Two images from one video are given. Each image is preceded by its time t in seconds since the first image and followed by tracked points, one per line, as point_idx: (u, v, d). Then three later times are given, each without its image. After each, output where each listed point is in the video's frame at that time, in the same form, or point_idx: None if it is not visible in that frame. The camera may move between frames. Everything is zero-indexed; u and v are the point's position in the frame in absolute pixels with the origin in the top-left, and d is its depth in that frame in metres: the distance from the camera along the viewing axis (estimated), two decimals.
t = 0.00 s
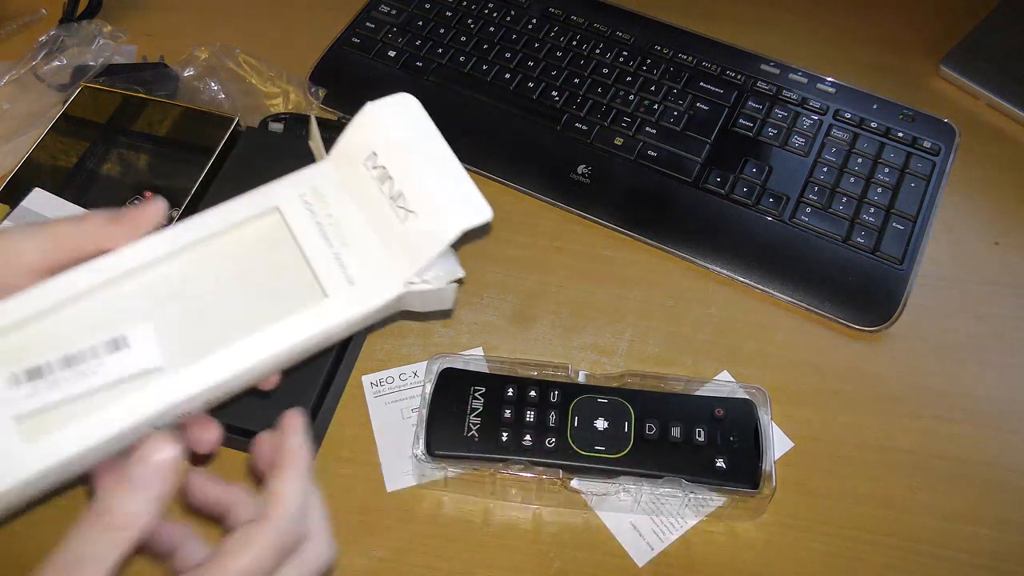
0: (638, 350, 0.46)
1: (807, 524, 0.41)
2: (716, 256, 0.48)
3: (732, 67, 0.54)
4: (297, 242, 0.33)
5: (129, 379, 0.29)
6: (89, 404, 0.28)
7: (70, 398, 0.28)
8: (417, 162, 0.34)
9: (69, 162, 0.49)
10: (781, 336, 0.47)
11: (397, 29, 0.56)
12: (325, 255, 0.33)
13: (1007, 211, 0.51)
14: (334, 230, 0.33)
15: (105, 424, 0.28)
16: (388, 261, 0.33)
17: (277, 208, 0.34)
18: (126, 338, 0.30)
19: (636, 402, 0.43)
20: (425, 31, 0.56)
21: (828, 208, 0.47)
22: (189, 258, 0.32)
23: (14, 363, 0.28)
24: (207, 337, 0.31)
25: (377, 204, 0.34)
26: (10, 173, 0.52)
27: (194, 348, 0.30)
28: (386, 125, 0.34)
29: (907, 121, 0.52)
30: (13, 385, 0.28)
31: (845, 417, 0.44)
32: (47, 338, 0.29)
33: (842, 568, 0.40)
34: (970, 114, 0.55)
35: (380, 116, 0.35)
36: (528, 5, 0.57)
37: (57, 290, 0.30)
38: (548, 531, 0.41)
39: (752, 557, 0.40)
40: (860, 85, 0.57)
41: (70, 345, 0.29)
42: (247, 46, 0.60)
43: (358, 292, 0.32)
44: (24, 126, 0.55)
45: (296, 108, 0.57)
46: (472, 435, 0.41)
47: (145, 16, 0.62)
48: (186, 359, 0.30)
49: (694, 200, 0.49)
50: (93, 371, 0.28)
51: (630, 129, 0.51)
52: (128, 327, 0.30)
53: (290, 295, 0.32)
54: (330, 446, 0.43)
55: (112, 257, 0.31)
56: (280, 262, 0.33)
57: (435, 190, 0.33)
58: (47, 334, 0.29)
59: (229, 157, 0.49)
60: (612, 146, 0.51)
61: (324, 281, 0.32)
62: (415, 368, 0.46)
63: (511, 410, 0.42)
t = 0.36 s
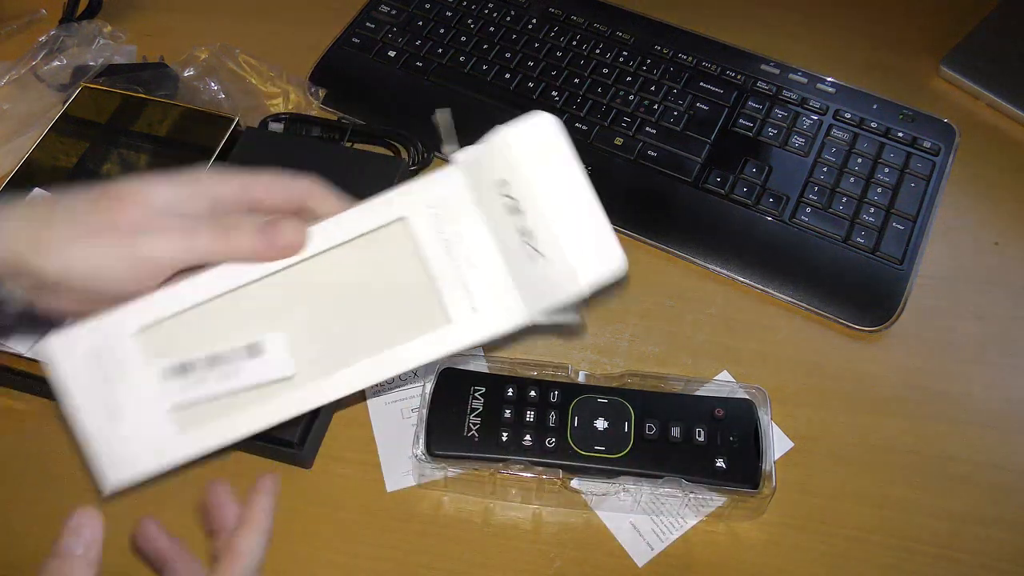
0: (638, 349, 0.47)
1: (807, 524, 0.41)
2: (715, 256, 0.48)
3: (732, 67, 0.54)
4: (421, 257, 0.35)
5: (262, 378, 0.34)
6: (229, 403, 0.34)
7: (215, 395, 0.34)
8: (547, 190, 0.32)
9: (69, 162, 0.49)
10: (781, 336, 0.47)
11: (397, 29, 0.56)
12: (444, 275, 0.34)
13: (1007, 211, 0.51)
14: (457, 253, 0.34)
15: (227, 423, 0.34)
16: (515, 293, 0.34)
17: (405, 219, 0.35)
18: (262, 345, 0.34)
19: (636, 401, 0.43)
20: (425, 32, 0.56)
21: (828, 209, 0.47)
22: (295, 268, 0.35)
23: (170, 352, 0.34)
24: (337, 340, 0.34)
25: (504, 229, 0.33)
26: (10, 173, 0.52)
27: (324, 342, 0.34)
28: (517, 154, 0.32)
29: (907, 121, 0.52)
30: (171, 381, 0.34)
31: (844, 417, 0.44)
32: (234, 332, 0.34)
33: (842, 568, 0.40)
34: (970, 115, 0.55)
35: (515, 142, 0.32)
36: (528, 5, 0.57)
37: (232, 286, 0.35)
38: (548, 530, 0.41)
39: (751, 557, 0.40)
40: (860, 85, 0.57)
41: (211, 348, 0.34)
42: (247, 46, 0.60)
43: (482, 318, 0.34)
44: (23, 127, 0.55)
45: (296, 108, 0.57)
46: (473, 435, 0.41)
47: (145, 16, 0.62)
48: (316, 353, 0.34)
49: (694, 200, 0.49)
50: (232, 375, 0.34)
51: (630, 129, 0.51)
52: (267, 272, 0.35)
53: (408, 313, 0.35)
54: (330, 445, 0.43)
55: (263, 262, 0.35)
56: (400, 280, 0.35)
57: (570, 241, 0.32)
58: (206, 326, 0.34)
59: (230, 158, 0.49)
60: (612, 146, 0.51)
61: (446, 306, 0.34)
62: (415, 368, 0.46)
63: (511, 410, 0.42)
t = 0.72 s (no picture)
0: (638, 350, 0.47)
1: (806, 524, 0.41)
2: (716, 257, 0.48)
3: (732, 67, 0.54)
4: (524, 283, 0.36)
5: (338, 301, 0.37)
6: (297, 299, 0.37)
7: (292, 287, 0.37)
8: (660, 313, 0.34)
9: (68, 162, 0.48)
10: (782, 337, 0.47)
11: (397, 29, 0.56)
12: (536, 312, 0.36)
13: (1006, 211, 0.51)
14: (554, 297, 0.36)
15: (300, 320, 0.37)
16: (582, 356, 0.36)
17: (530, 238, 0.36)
18: (353, 270, 0.36)
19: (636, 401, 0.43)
20: (425, 31, 0.56)
21: (828, 209, 0.47)
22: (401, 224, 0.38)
23: (275, 232, 0.37)
24: (412, 316, 0.37)
25: (601, 314, 0.35)
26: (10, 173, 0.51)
27: (396, 322, 0.37)
28: (653, 260, 0.35)
29: (907, 121, 0.52)
30: (263, 253, 0.37)
31: (845, 417, 0.44)
32: (327, 239, 0.37)
33: (842, 568, 0.40)
34: (970, 114, 0.55)
35: (657, 248, 0.35)
36: (528, 5, 0.57)
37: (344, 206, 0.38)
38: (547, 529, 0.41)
39: (751, 557, 0.40)
40: (860, 85, 0.57)
41: (311, 248, 0.37)
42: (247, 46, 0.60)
43: (534, 357, 0.36)
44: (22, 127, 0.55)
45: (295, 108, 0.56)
46: (473, 435, 0.41)
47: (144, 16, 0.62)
48: (392, 323, 0.37)
49: (694, 200, 0.49)
50: (315, 280, 0.36)
51: (630, 129, 0.51)
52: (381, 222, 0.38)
53: (480, 326, 0.36)
54: (330, 445, 0.43)
55: (377, 202, 0.38)
56: (492, 290, 0.36)
57: (652, 360, 0.35)
58: (308, 225, 0.37)
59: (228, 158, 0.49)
60: (613, 146, 0.51)
61: (521, 330, 0.36)
62: (416, 369, 0.46)
63: (511, 410, 0.42)
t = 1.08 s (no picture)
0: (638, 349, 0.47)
1: (807, 524, 0.41)
2: (715, 256, 0.48)
3: (732, 67, 0.54)
4: (515, 258, 0.36)
5: (331, 275, 0.37)
6: (299, 272, 0.38)
7: (295, 261, 0.38)
8: (648, 297, 0.32)
9: (68, 162, 0.48)
10: (781, 336, 0.47)
11: (397, 29, 0.56)
12: (527, 284, 0.35)
13: (1006, 211, 0.51)
14: (545, 268, 0.35)
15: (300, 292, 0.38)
16: (570, 330, 0.35)
17: (521, 214, 0.36)
18: (351, 244, 0.37)
19: (636, 402, 0.43)
20: (425, 31, 0.56)
21: (828, 209, 0.47)
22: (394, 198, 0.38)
23: (275, 208, 0.38)
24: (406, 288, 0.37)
25: (590, 285, 0.34)
26: (11, 172, 0.51)
27: (393, 294, 0.37)
28: (641, 237, 0.32)
29: (907, 121, 0.52)
30: (263, 228, 0.38)
31: (845, 417, 0.44)
32: (325, 216, 0.37)
33: (842, 568, 0.40)
34: (970, 115, 0.55)
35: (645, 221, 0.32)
36: (528, 5, 0.57)
37: (342, 183, 0.38)
38: (546, 529, 0.41)
39: (751, 557, 0.40)
40: (860, 85, 0.57)
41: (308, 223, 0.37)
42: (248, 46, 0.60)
43: (523, 331, 0.35)
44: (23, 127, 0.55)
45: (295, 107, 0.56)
46: (473, 435, 0.41)
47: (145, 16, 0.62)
48: (391, 295, 0.37)
49: (693, 200, 0.49)
50: (313, 253, 0.37)
51: (630, 129, 0.51)
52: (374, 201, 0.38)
53: (470, 297, 0.36)
54: (329, 445, 0.43)
55: (377, 179, 0.38)
56: (484, 269, 0.36)
57: (638, 333, 0.32)
58: (303, 202, 0.38)
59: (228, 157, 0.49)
60: (613, 146, 0.51)
61: (512, 304, 0.36)
62: (415, 368, 0.46)
63: (511, 410, 0.42)
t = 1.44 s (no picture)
0: (639, 349, 0.47)
1: (807, 524, 0.41)
2: (715, 256, 0.48)
3: (732, 67, 0.54)
4: (422, 70, 0.31)
5: (268, 99, 0.32)
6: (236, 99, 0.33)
7: (234, 88, 0.32)
8: (547, 100, 0.30)
9: (68, 162, 0.48)
10: (781, 336, 0.47)
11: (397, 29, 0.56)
12: (437, 93, 0.32)
13: (1006, 211, 0.51)
14: (450, 78, 0.31)
15: (237, 115, 0.33)
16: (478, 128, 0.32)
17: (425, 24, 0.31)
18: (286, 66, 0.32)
19: (636, 401, 0.43)
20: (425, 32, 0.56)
21: (828, 208, 0.47)
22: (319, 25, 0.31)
23: (206, 31, 0.32)
24: (340, 102, 0.32)
25: (488, 93, 0.31)
26: (10, 172, 0.51)
27: (322, 110, 0.32)
28: (528, 51, 0.29)
29: (907, 121, 0.52)
30: (199, 56, 0.32)
31: (844, 416, 0.44)
32: (253, 34, 0.32)
33: (841, 568, 0.40)
34: (970, 115, 0.55)
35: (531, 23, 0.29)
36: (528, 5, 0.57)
37: None
38: (546, 529, 0.41)
39: (751, 557, 0.40)
40: (860, 85, 0.57)
41: (239, 47, 0.32)
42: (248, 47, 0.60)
43: (444, 140, 0.32)
44: (22, 126, 0.55)
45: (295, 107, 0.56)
46: (473, 436, 0.41)
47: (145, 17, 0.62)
48: (317, 113, 0.32)
49: (693, 200, 0.49)
50: (249, 79, 0.32)
51: (630, 129, 0.51)
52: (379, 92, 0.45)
53: (396, 106, 0.32)
54: (329, 446, 0.43)
55: None
56: (397, 82, 0.32)
57: (536, 135, 0.31)
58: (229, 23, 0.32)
59: (228, 157, 0.49)
60: (613, 147, 0.51)
61: (428, 108, 0.32)
62: (415, 368, 0.46)
63: (511, 410, 0.42)
